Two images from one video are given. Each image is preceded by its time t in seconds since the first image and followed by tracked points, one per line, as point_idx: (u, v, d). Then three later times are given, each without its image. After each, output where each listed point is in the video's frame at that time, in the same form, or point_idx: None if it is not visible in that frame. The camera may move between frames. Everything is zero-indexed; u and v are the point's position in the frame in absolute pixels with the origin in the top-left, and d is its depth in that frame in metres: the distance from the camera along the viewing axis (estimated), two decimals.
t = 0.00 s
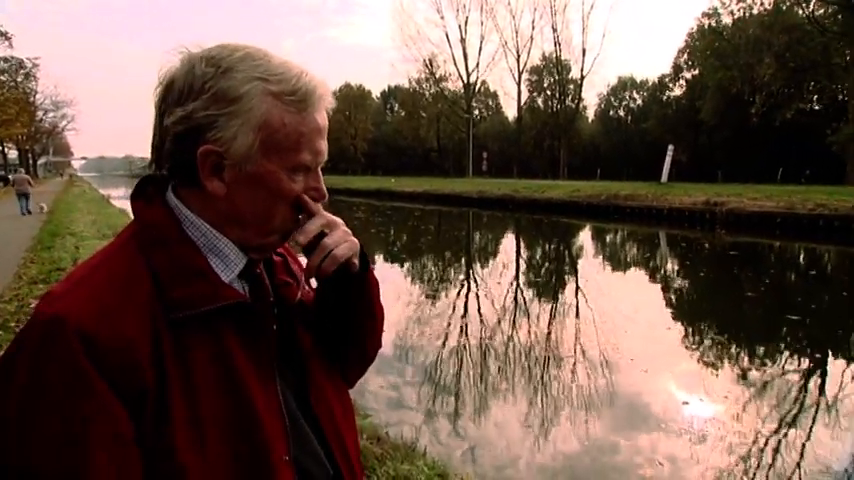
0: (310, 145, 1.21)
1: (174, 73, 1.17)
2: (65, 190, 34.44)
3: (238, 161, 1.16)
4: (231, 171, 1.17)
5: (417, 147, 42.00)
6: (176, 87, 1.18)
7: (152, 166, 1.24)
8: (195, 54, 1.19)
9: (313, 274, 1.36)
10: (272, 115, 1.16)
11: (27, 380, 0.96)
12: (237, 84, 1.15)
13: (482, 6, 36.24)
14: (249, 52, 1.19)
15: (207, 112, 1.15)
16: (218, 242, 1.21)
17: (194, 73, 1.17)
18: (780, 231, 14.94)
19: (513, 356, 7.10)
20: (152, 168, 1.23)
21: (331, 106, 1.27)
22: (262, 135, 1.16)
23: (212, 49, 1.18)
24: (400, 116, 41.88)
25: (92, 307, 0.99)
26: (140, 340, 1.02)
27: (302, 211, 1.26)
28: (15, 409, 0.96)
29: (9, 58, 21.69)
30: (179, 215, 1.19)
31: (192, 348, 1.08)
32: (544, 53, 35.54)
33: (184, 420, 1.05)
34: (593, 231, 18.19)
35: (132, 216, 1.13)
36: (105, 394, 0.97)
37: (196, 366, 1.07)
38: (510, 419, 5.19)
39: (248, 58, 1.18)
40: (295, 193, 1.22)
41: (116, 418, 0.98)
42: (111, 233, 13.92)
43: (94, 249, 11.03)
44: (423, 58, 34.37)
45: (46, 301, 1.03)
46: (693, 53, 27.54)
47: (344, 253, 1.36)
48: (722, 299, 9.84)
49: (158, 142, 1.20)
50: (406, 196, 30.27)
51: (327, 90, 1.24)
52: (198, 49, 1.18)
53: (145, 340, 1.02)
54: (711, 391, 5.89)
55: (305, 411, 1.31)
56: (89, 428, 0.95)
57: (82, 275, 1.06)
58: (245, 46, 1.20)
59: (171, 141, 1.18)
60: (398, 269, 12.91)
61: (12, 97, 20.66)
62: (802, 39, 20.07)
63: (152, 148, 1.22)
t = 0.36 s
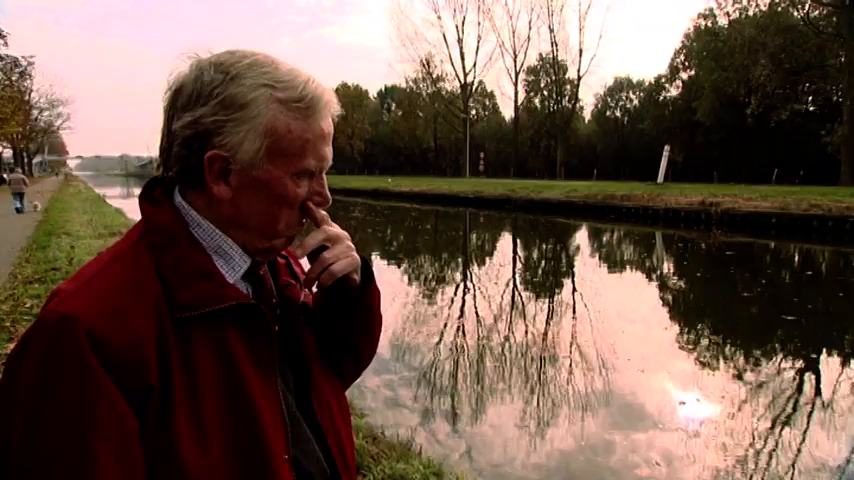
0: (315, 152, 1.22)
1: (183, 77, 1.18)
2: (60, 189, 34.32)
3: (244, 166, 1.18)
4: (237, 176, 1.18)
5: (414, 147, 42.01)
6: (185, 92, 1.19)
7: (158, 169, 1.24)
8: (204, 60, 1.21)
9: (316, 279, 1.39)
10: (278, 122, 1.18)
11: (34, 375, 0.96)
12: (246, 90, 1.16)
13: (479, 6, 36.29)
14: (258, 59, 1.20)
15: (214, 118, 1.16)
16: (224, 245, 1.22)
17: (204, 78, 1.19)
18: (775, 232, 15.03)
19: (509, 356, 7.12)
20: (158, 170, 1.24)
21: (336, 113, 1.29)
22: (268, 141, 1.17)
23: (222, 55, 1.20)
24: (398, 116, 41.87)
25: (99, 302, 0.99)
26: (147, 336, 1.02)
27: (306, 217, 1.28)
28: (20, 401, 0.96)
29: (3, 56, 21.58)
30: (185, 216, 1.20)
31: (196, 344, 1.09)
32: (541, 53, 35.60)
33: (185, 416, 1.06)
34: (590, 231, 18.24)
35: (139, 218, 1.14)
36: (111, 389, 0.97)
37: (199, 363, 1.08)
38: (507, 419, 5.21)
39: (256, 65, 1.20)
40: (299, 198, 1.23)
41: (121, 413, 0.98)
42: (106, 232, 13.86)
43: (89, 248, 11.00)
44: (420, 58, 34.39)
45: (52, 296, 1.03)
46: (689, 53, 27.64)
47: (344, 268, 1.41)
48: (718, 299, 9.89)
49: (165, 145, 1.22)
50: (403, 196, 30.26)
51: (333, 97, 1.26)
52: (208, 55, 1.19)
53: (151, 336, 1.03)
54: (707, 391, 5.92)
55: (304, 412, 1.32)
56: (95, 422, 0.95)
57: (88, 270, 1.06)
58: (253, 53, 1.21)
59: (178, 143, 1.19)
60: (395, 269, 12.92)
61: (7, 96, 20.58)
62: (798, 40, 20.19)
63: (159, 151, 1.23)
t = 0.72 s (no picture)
0: (320, 153, 1.25)
1: (191, 82, 1.20)
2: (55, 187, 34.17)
3: (251, 168, 1.20)
4: (244, 178, 1.20)
5: (411, 143, 41.95)
6: (193, 95, 1.21)
7: (165, 169, 1.26)
8: (211, 64, 1.23)
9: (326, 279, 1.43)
10: (284, 125, 1.20)
11: (50, 370, 0.98)
12: (253, 95, 1.19)
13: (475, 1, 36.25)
14: (264, 64, 1.23)
15: (223, 122, 1.18)
16: (230, 244, 1.24)
17: (211, 82, 1.21)
18: (769, 226, 15.13)
19: (507, 351, 7.17)
20: (165, 170, 1.25)
21: (340, 116, 1.32)
22: (275, 145, 1.20)
23: (229, 60, 1.22)
24: (394, 112, 41.81)
25: (111, 301, 1.02)
26: (157, 333, 1.04)
27: (311, 216, 1.30)
28: (36, 396, 0.99)
29: None
30: (192, 216, 1.22)
31: (204, 341, 1.10)
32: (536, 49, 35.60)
33: (194, 410, 1.08)
34: (586, 227, 18.31)
35: (147, 218, 1.16)
36: (124, 384, 1.00)
37: (207, 360, 1.10)
38: (504, 413, 5.26)
39: (262, 70, 1.22)
40: (304, 199, 1.25)
41: (133, 409, 1.00)
42: (103, 231, 13.85)
43: (85, 246, 10.99)
44: (416, 54, 34.35)
45: (65, 293, 1.05)
46: (685, 48, 27.71)
47: (352, 268, 1.44)
48: (713, 294, 9.97)
49: (173, 146, 1.24)
50: (399, 192, 30.26)
51: (336, 100, 1.28)
52: (215, 60, 1.21)
53: (160, 333, 1.05)
54: (703, 384, 5.98)
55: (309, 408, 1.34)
56: (107, 417, 0.98)
57: (99, 268, 1.08)
58: (259, 57, 1.23)
59: (185, 146, 1.20)
60: (392, 265, 12.94)
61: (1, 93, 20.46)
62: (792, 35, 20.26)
63: (167, 153, 1.25)
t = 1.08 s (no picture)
0: (314, 150, 1.27)
1: (185, 82, 1.21)
2: (49, 178, 33.93)
3: (248, 167, 1.21)
4: (241, 175, 1.22)
5: (408, 134, 41.81)
6: (188, 95, 1.23)
7: (163, 169, 1.27)
8: (205, 66, 1.24)
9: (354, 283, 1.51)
10: (279, 124, 1.22)
11: (58, 367, 1.01)
12: (247, 95, 1.20)
13: None
14: (256, 64, 1.24)
15: (219, 122, 1.19)
16: (228, 241, 1.26)
17: (205, 83, 1.22)
18: (766, 218, 15.18)
19: (504, 342, 7.21)
20: (163, 170, 1.27)
21: (334, 112, 1.34)
22: (271, 144, 1.22)
23: (223, 60, 1.23)
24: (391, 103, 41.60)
25: (115, 298, 1.04)
26: (160, 330, 1.07)
27: (307, 212, 1.33)
28: (45, 392, 1.02)
29: None
30: (191, 214, 1.24)
31: (205, 336, 1.12)
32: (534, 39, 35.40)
33: (196, 404, 1.10)
34: (583, 218, 18.34)
35: (146, 217, 1.18)
36: (129, 378, 1.02)
37: (208, 354, 1.12)
38: (501, 404, 5.30)
39: (255, 70, 1.24)
40: (300, 195, 1.27)
41: (139, 402, 1.03)
42: (99, 222, 13.82)
43: (82, 238, 10.97)
44: (413, 45, 34.15)
45: (69, 291, 1.07)
46: (683, 39, 27.59)
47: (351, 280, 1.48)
48: (710, 285, 10.02)
49: (170, 147, 1.25)
50: (396, 184, 30.21)
51: (329, 97, 1.30)
52: (208, 61, 1.23)
53: (164, 330, 1.08)
54: (698, 375, 6.04)
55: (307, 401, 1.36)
56: (114, 413, 1.00)
57: (102, 266, 1.11)
58: (251, 57, 1.25)
59: (182, 147, 1.22)
60: (390, 256, 12.94)
61: None
62: (790, 26, 20.23)
63: (164, 153, 1.27)
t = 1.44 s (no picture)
0: (303, 137, 1.27)
1: (173, 77, 1.22)
2: (44, 170, 33.72)
3: (237, 155, 1.22)
4: (231, 165, 1.22)
5: (405, 128, 41.71)
6: (176, 90, 1.23)
7: (158, 165, 1.28)
8: (192, 59, 1.25)
9: None
10: (264, 112, 1.22)
11: (58, 357, 1.02)
12: (231, 85, 1.20)
13: None
14: (239, 54, 1.24)
15: (205, 113, 1.20)
16: (223, 232, 1.27)
17: (192, 76, 1.23)
18: (761, 213, 15.25)
19: (499, 336, 7.25)
20: (158, 165, 1.28)
21: (321, 100, 1.34)
22: (257, 132, 1.22)
23: (208, 53, 1.24)
24: (388, 96, 41.48)
25: (113, 289, 1.05)
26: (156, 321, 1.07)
27: (301, 201, 1.33)
28: (46, 381, 1.03)
29: None
30: (188, 207, 1.25)
31: (201, 328, 1.13)
32: (532, 33, 35.31)
33: (194, 395, 1.11)
34: (579, 213, 18.38)
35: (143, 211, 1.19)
36: (127, 368, 1.03)
37: (205, 347, 1.12)
38: (496, 398, 5.34)
39: (239, 60, 1.24)
40: (292, 184, 1.28)
41: (137, 393, 1.04)
42: (94, 215, 13.77)
43: (78, 231, 10.94)
44: (410, 38, 34.03)
45: (69, 283, 1.08)
46: (680, 34, 27.60)
47: None
48: (704, 280, 10.08)
49: (163, 142, 1.26)
50: (393, 178, 30.16)
51: (316, 85, 1.30)
52: (194, 54, 1.24)
53: (161, 323, 1.08)
54: (692, 369, 6.09)
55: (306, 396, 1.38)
56: (113, 401, 1.02)
57: (102, 256, 1.12)
58: (236, 48, 1.25)
59: (173, 141, 1.23)
60: (386, 250, 12.95)
61: None
62: (787, 22, 20.25)
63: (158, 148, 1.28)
